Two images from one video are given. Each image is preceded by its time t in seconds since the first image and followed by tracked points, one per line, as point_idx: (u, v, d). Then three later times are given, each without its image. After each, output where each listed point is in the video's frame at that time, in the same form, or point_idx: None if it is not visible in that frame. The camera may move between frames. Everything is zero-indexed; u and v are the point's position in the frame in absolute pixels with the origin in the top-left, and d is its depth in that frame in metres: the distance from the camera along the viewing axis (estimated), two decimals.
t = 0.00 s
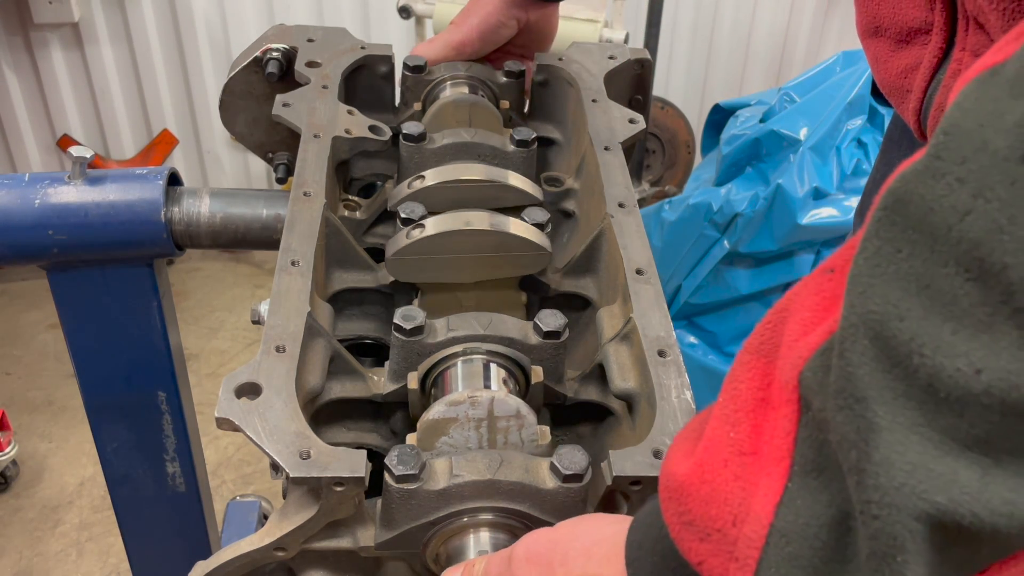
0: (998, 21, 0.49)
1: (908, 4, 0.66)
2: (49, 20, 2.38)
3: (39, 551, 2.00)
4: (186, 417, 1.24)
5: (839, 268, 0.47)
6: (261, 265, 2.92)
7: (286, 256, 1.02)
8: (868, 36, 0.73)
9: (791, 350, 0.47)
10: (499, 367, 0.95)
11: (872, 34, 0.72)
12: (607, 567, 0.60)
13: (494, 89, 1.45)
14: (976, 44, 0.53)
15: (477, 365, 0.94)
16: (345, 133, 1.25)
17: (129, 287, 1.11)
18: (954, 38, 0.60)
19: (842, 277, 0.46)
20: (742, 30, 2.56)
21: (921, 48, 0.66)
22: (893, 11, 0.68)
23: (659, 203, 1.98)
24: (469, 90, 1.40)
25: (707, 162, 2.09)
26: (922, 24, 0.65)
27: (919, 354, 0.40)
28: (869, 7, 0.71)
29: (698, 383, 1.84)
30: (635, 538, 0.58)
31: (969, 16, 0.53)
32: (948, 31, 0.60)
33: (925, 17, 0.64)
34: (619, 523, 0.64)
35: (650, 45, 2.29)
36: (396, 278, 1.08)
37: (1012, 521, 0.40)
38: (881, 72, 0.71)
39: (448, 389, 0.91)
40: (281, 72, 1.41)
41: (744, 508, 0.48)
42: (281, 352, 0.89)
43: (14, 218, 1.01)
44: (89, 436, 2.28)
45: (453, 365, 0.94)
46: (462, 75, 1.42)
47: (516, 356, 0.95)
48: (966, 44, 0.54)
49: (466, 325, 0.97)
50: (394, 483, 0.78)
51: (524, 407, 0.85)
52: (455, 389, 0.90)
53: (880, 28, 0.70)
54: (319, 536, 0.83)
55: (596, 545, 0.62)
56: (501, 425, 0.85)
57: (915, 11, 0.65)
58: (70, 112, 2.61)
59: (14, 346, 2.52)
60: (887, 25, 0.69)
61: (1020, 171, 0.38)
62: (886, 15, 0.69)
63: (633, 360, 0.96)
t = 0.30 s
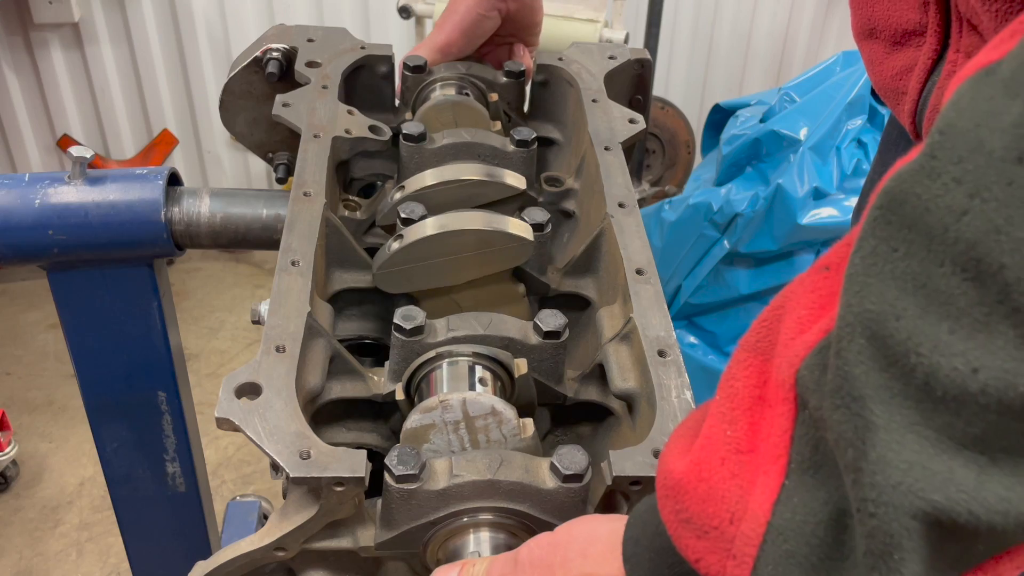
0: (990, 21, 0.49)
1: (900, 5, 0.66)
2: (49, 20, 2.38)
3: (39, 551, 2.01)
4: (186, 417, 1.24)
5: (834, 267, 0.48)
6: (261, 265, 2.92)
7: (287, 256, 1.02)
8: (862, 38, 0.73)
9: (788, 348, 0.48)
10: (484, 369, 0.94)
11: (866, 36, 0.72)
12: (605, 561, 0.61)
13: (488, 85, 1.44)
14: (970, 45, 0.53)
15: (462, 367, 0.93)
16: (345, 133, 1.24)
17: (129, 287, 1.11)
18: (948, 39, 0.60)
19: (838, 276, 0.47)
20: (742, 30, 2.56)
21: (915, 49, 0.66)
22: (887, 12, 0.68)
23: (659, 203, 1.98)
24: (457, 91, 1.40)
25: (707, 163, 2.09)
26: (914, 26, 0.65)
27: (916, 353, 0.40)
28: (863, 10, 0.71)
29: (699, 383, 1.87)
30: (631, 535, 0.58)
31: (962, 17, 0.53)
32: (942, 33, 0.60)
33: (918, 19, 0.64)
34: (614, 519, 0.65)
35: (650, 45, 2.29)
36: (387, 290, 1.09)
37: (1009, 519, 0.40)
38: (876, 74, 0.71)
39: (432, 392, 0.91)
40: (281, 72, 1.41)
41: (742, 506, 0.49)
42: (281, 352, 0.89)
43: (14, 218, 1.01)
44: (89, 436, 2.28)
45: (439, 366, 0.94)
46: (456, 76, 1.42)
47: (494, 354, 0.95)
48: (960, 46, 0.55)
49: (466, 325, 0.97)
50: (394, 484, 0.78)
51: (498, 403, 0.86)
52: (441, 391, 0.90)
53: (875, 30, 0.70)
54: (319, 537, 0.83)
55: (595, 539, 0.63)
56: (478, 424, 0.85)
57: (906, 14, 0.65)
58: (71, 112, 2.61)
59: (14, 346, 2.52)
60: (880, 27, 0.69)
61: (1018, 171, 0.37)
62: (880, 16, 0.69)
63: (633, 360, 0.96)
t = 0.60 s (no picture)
0: (986, 24, 0.49)
1: (895, 9, 0.66)
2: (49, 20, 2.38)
3: (39, 551, 2.01)
4: (187, 417, 1.24)
5: (826, 263, 0.48)
6: (261, 265, 2.92)
7: (287, 256, 1.02)
8: (858, 41, 0.73)
9: (779, 345, 0.48)
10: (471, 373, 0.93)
11: (862, 39, 0.72)
12: (594, 556, 0.61)
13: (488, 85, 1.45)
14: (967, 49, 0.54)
15: (451, 370, 0.92)
16: (345, 133, 1.24)
17: (129, 287, 1.11)
18: (943, 42, 0.60)
19: (828, 272, 0.47)
20: (742, 30, 2.56)
21: (912, 52, 0.66)
22: (881, 16, 0.68)
23: (659, 203, 1.98)
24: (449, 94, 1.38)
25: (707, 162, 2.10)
26: (910, 30, 0.65)
27: (907, 349, 0.41)
28: (858, 13, 0.71)
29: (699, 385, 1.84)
30: (623, 529, 0.59)
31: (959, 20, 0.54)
32: (937, 36, 0.60)
33: (913, 23, 0.64)
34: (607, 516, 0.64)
35: (651, 45, 2.29)
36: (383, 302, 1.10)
37: (997, 515, 0.40)
38: (872, 77, 0.72)
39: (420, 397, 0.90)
40: (280, 72, 1.41)
41: (732, 502, 0.49)
42: (281, 352, 0.89)
43: (14, 218, 1.01)
44: (88, 436, 2.28)
45: (427, 369, 0.93)
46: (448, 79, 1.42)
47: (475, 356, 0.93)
48: (956, 49, 0.55)
49: (466, 325, 0.97)
50: (394, 484, 0.78)
51: (474, 403, 0.86)
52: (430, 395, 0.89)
53: (870, 33, 0.70)
54: (319, 536, 0.83)
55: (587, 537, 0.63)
56: (458, 426, 0.85)
57: (901, 17, 0.65)
58: (71, 112, 2.61)
59: (14, 346, 2.52)
60: (876, 31, 0.69)
61: (1008, 170, 0.38)
62: (875, 20, 0.69)
63: (633, 360, 0.96)
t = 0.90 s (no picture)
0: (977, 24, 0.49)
1: (888, 8, 0.66)
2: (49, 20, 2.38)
3: (39, 551, 2.01)
4: (187, 417, 1.24)
5: (811, 264, 0.48)
6: (261, 265, 2.92)
7: (286, 256, 1.02)
8: (852, 41, 0.72)
9: (765, 346, 0.49)
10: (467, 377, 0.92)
11: (855, 41, 0.72)
12: (585, 554, 0.61)
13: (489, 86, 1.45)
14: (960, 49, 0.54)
15: (446, 372, 0.92)
16: (345, 133, 1.24)
17: (129, 287, 1.11)
18: (937, 43, 0.60)
19: (814, 274, 0.47)
20: (742, 30, 2.56)
21: (906, 52, 0.66)
22: (875, 17, 0.68)
23: (659, 203, 1.98)
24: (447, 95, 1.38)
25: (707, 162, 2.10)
26: (905, 29, 0.64)
27: (891, 350, 0.41)
28: (851, 14, 0.70)
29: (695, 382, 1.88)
30: (611, 531, 0.59)
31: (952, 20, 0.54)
32: (931, 36, 0.60)
33: (908, 22, 0.64)
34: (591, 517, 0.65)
35: (651, 45, 2.29)
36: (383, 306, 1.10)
37: (981, 516, 0.40)
38: (867, 77, 0.71)
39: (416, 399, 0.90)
40: (280, 72, 1.41)
41: (718, 503, 0.50)
42: (281, 352, 0.89)
43: (14, 218, 1.01)
44: (88, 436, 2.28)
45: (423, 371, 0.92)
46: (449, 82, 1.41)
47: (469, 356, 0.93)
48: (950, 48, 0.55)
49: (466, 325, 0.97)
50: (394, 484, 0.78)
51: (466, 404, 0.85)
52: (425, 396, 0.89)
53: (864, 34, 0.70)
54: (318, 537, 0.83)
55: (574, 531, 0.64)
56: (451, 427, 0.85)
57: (895, 17, 0.65)
58: (71, 112, 2.61)
59: (14, 346, 2.52)
60: (870, 31, 0.69)
61: (991, 168, 0.38)
62: (869, 20, 0.69)
63: (633, 360, 0.96)
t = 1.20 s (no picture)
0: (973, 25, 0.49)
1: (887, 10, 0.66)
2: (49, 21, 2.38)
3: (39, 551, 2.00)
4: (187, 417, 1.24)
5: (800, 261, 0.48)
6: (261, 265, 2.92)
7: (286, 256, 1.02)
8: (850, 42, 0.72)
9: (751, 342, 0.49)
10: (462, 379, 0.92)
11: (853, 42, 0.72)
12: (573, 551, 0.61)
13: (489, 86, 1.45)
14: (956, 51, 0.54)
15: (440, 375, 0.91)
16: (345, 133, 1.24)
17: (128, 287, 1.11)
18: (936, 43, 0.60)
19: (801, 271, 0.47)
20: (742, 31, 2.56)
21: (904, 54, 0.66)
22: (874, 17, 0.67)
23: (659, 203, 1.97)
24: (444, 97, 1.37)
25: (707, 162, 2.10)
26: (903, 30, 0.64)
27: (872, 346, 0.41)
28: (849, 16, 0.70)
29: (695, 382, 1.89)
30: (599, 527, 0.59)
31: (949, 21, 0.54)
32: (929, 38, 0.60)
33: (907, 23, 0.64)
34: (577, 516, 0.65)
35: (650, 45, 2.29)
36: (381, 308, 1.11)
37: (962, 515, 0.40)
38: (864, 78, 0.71)
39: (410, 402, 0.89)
40: (280, 72, 1.41)
41: (699, 498, 0.50)
42: (281, 352, 0.89)
43: (14, 218, 1.01)
44: (88, 436, 2.28)
45: (417, 374, 0.92)
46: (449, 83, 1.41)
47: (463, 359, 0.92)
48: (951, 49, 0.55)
49: (466, 325, 0.97)
50: (394, 484, 0.78)
51: (455, 406, 0.86)
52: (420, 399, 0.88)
53: (862, 35, 0.69)
54: (319, 537, 0.83)
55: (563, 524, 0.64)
56: (443, 429, 0.85)
57: (894, 18, 0.65)
58: (71, 112, 2.61)
59: (14, 346, 2.52)
60: (868, 32, 0.69)
61: (971, 163, 0.38)
62: (868, 21, 0.68)
63: (633, 360, 0.96)
